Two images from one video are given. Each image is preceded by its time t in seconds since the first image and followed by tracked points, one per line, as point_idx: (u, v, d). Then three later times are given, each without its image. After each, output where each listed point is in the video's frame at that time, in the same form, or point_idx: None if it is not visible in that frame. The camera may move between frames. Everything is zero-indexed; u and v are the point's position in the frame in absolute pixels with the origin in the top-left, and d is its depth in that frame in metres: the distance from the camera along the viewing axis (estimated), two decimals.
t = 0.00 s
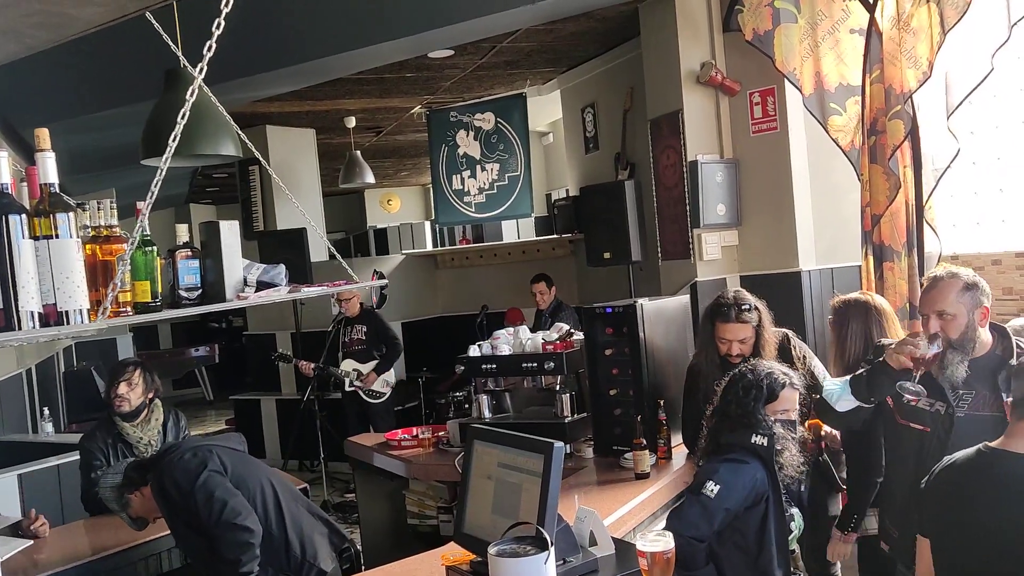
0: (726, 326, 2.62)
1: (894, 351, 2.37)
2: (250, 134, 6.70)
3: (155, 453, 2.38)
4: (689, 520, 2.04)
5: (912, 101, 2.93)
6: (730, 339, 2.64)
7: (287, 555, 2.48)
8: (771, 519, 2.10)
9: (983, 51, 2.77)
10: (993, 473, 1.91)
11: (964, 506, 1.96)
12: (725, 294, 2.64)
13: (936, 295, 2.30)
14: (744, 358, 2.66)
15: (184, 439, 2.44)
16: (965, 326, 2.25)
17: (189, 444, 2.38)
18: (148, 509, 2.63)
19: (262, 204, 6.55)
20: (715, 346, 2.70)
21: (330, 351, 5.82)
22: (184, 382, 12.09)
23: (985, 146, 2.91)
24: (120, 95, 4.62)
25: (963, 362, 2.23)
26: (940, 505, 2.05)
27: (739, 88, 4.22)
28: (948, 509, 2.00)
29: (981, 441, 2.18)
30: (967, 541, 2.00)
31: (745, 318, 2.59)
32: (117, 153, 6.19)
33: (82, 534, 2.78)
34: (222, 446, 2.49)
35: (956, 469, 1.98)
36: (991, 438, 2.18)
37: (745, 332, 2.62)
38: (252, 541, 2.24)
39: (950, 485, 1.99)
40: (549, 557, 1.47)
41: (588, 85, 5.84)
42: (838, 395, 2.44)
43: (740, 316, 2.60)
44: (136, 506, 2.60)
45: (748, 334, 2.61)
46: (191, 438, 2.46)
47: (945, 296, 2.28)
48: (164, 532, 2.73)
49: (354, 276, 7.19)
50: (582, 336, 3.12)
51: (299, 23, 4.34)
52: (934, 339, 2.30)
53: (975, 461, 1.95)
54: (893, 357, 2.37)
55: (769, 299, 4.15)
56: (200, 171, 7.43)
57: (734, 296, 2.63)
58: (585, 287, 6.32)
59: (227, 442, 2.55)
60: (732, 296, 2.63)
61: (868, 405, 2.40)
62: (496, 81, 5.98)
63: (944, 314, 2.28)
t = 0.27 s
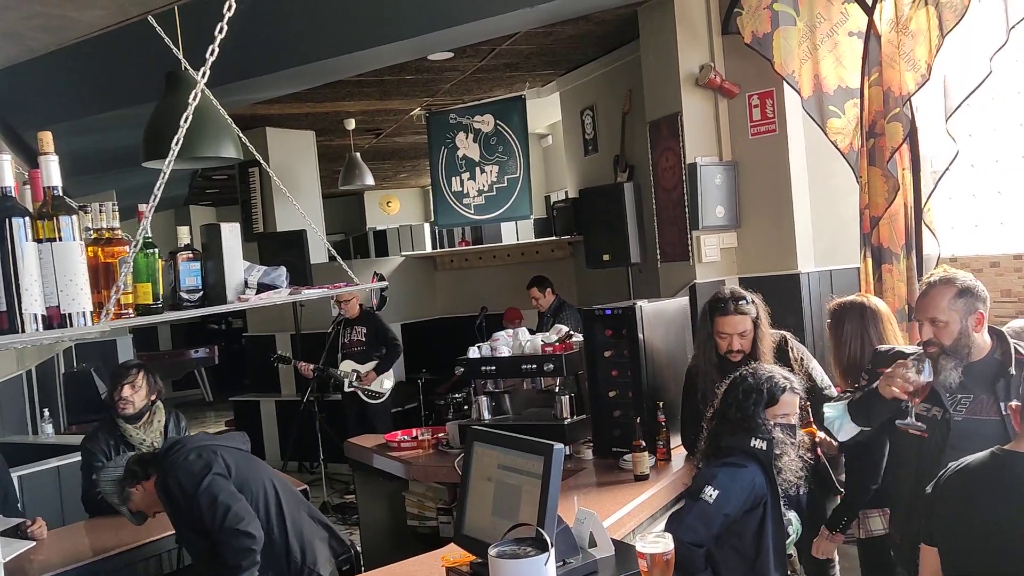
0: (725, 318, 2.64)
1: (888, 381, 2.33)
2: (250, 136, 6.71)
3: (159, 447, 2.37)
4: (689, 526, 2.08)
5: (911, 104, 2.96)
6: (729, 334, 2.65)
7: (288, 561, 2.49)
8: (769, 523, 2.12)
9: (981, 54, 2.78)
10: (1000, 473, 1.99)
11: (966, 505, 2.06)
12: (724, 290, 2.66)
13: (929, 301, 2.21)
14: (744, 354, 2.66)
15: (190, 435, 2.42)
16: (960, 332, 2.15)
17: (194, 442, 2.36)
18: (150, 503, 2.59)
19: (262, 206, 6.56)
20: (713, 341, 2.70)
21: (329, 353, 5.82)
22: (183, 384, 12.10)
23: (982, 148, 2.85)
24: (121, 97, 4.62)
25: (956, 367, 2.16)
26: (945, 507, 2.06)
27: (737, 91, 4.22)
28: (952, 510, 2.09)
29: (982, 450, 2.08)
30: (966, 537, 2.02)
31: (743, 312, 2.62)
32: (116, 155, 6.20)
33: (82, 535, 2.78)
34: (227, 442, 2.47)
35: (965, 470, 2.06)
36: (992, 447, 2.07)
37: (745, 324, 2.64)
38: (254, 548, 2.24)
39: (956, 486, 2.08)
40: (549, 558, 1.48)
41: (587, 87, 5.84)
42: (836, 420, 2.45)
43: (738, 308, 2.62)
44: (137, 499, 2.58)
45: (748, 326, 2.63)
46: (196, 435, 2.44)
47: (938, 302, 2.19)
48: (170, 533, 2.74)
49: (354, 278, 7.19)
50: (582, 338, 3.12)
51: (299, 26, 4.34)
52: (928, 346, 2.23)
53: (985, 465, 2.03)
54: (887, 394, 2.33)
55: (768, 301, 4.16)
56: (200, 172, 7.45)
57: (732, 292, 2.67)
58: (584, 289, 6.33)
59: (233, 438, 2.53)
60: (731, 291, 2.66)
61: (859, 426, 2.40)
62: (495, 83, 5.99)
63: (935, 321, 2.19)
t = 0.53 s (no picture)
0: (723, 305, 2.64)
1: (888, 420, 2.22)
2: (249, 137, 6.71)
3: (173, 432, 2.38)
4: (687, 520, 2.04)
5: (909, 106, 2.96)
6: (731, 321, 2.63)
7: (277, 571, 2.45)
8: (767, 524, 2.12)
9: (979, 57, 2.80)
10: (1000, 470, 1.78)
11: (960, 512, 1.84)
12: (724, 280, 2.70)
13: (926, 302, 2.18)
14: (746, 345, 2.65)
15: (205, 425, 2.43)
16: (955, 334, 2.12)
17: (206, 436, 2.36)
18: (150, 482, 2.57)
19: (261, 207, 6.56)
20: (714, 331, 2.69)
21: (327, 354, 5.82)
22: (182, 384, 12.09)
23: (981, 151, 2.93)
24: (121, 98, 4.62)
25: (951, 369, 2.13)
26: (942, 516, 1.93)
27: (737, 93, 4.24)
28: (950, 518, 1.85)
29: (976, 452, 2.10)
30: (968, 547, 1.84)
31: (740, 300, 2.63)
32: (116, 156, 6.20)
33: (81, 536, 2.78)
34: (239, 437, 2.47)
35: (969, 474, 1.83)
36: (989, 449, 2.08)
37: (744, 310, 2.64)
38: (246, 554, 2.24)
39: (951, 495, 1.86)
40: (549, 559, 1.48)
41: (586, 89, 5.85)
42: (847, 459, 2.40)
43: (738, 295, 2.65)
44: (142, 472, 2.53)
45: (748, 312, 2.62)
46: (212, 426, 2.44)
47: (935, 303, 2.15)
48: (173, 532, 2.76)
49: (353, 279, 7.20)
50: (581, 340, 3.12)
51: (299, 27, 4.35)
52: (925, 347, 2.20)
53: (986, 464, 1.82)
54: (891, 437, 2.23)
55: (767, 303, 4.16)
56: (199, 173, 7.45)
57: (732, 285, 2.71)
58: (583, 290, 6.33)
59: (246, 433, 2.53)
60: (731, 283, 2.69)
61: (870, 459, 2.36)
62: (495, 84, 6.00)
63: (930, 322, 2.15)
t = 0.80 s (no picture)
0: (722, 301, 2.64)
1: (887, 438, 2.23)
2: (248, 138, 6.71)
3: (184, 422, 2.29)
4: (684, 515, 2.05)
5: (909, 108, 2.97)
6: (729, 316, 2.63)
7: None
8: (766, 524, 2.12)
9: (978, 59, 2.79)
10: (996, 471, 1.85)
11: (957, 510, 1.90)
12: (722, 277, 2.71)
13: (924, 306, 2.12)
14: (744, 342, 2.64)
15: (219, 421, 2.33)
16: (961, 336, 2.07)
17: (215, 435, 2.26)
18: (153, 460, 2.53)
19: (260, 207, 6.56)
20: (711, 327, 2.68)
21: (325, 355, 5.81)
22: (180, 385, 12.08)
23: (980, 153, 2.94)
24: (120, 98, 4.62)
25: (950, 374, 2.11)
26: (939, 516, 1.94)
27: (736, 95, 4.24)
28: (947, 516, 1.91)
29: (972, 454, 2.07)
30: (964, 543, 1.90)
31: (738, 296, 2.63)
32: (115, 156, 6.19)
33: (79, 536, 2.78)
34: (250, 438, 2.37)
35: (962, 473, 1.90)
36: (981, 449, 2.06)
37: (742, 306, 2.64)
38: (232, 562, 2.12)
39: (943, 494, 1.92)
40: (548, 560, 1.47)
41: (585, 90, 5.86)
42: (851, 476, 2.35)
43: (735, 291, 2.65)
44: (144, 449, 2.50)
45: (745, 308, 2.62)
46: (226, 423, 2.35)
47: (936, 305, 2.10)
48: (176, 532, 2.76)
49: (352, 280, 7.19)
50: (581, 341, 3.10)
51: (298, 28, 4.34)
52: (925, 351, 2.15)
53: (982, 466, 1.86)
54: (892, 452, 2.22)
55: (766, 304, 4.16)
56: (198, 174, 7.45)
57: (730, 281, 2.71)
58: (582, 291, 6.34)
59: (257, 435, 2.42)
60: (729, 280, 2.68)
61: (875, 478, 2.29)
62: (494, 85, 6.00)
63: (935, 326, 2.10)
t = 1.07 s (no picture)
0: (721, 302, 2.65)
1: (875, 447, 2.25)
2: (247, 139, 6.71)
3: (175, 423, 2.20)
4: (685, 517, 2.05)
5: (907, 111, 2.98)
6: (727, 317, 2.63)
7: None
8: (767, 521, 2.12)
9: (977, 60, 2.79)
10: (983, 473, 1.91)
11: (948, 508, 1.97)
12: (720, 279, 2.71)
13: (918, 312, 2.15)
14: (742, 342, 2.64)
15: (212, 430, 2.25)
16: (956, 343, 2.12)
17: (205, 446, 2.17)
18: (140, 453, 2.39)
19: (259, 208, 6.56)
20: (710, 327, 2.68)
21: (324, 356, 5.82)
22: (179, 386, 12.08)
23: (979, 155, 2.93)
24: (119, 99, 4.62)
25: (943, 379, 2.13)
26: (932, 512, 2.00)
27: (735, 97, 4.25)
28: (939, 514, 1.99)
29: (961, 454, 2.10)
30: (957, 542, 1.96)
31: (737, 297, 2.64)
32: (114, 157, 6.19)
33: (77, 537, 2.77)
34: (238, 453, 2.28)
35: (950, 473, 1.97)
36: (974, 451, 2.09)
37: (741, 308, 2.65)
38: None
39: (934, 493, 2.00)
40: (546, 561, 1.48)
41: (583, 92, 5.87)
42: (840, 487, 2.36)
43: (734, 292, 2.66)
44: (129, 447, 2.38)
45: (745, 310, 2.63)
46: (218, 433, 2.26)
47: (931, 311, 2.14)
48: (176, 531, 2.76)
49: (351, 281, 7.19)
50: (579, 342, 3.09)
51: (298, 30, 4.35)
52: (917, 358, 2.18)
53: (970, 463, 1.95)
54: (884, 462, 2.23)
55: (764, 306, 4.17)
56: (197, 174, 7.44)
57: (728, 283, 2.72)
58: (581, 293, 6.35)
59: (247, 449, 2.33)
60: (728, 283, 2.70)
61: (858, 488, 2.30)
62: (493, 87, 6.00)
63: (931, 332, 2.13)
